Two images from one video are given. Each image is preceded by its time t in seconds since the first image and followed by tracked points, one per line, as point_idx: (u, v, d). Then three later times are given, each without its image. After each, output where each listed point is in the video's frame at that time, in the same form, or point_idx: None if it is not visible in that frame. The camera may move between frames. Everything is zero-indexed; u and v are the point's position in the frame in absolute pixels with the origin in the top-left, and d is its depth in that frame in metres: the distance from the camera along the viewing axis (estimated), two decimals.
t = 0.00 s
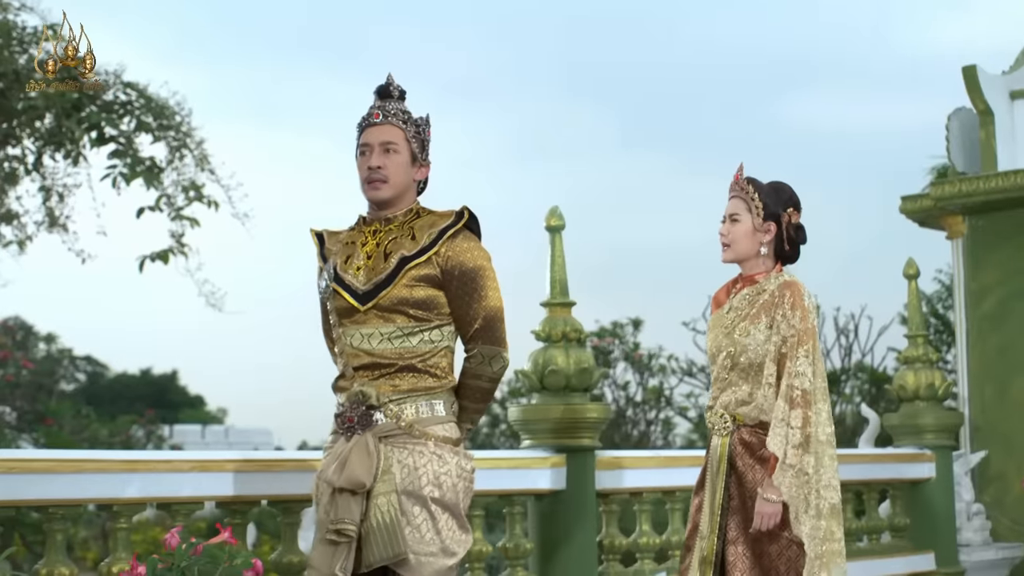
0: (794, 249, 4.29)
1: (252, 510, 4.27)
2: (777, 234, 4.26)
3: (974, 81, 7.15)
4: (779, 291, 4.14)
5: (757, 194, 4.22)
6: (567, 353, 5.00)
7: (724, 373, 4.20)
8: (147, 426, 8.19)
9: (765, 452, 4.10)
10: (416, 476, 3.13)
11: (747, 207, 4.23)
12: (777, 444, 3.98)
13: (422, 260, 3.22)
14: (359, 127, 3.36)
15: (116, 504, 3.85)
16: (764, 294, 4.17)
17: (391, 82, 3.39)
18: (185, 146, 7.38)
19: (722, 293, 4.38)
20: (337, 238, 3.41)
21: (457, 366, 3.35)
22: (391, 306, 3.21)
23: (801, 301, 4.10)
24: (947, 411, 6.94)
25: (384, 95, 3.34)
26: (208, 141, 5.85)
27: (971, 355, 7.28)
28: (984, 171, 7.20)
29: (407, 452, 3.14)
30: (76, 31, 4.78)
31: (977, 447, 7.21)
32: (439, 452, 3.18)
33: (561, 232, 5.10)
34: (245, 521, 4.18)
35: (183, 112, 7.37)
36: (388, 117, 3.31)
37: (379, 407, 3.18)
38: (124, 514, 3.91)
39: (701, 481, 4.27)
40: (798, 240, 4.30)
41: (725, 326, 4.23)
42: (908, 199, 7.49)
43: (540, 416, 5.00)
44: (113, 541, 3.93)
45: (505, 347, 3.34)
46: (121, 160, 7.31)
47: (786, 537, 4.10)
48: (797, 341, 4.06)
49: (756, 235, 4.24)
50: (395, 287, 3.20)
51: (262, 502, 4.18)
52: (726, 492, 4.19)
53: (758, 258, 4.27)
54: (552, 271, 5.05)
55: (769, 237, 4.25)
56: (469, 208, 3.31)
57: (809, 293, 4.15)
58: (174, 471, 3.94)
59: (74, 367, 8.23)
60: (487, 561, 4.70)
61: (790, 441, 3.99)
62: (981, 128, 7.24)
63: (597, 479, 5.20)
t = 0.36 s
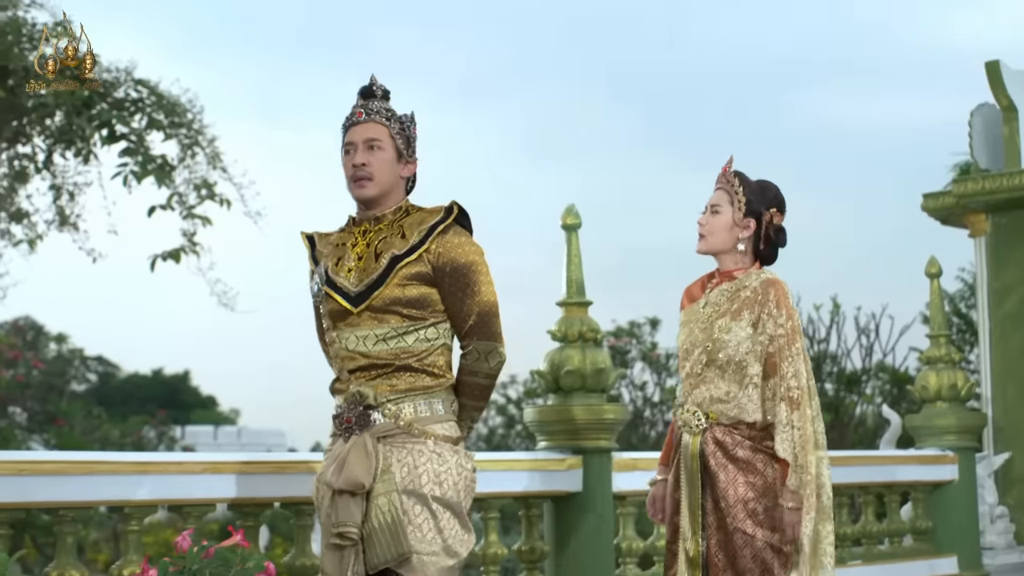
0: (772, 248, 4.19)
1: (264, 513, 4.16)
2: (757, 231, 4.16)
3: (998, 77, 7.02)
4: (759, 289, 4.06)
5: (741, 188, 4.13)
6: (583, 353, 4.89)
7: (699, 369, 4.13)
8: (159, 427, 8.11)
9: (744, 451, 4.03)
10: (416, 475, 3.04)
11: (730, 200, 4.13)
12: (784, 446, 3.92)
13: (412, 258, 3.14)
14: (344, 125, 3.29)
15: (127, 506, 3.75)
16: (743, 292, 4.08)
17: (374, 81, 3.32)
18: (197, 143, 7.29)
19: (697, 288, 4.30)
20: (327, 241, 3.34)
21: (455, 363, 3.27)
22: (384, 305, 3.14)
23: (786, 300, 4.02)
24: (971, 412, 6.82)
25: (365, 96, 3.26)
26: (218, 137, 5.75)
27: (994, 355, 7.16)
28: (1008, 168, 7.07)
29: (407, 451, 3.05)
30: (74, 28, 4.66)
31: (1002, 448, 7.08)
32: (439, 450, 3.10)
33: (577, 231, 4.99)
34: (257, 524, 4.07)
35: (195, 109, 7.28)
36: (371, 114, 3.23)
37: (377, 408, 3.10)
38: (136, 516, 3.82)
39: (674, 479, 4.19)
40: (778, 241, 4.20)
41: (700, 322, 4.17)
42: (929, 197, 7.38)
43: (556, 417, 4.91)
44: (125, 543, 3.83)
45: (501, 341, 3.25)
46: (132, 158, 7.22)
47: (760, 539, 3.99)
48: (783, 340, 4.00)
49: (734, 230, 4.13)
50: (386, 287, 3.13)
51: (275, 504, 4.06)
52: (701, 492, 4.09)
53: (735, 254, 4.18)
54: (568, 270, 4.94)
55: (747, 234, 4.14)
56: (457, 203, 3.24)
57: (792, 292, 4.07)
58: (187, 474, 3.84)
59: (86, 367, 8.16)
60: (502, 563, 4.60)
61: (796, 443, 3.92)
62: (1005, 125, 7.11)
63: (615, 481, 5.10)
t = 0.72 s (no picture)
0: (755, 247, 3.84)
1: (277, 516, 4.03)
2: (736, 234, 3.81)
3: None
4: (747, 294, 3.75)
5: (715, 192, 3.76)
6: (602, 355, 4.78)
7: (685, 376, 3.80)
8: (171, 428, 8.04)
9: (728, 459, 3.72)
10: (412, 482, 2.95)
11: (706, 205, 3.77)
12: (755, 456, 3.62)
13: (415, 257, 3.04)
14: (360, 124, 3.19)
15: (140, 509, 3.65)
16: (729, 297, 3.77)
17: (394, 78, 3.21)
18: (209, 142, 7.20)
19: (680, 292, 3.96)
20: (350, 241, 3.27)
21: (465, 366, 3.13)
22: (387, 305, 3.04)
23: (774, 307, 3.71)
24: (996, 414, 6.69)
25: (385, 93, 3.15)
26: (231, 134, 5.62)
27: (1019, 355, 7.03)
28: None
29: (404, 458, 2.97)
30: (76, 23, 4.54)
31: None
32: (438, 456, 2.99)
33: (595, 229, 4.89)
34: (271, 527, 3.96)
35: (208, 107, 7.18)
36: (384, 112, 3.13)
37: (377, 411, 3.02)
38: (149, 519, 3.71)
39: (657, 487, 3.84)
40: (762, 238, 3.85)
41: (687, 328, 3.83)
42: (953, 195, 7.25)
43: (573, 418, 4.81)
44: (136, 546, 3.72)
45: (511, 344, 3.08)
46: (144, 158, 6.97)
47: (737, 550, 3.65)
48: (770, 348, 3.69)
49: (715, 236, 3.78)
50: (390, 287, 3.04)
51: (288, 508, 3.95)
52: (685, 499, 3.75)
53: (717, 260, 3.83)
54: (585, 270, 4.83)
55: (728, 237, 3.80)
56: (467, 199, 3.12)
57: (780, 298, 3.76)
58: (200, 476, 3.73)
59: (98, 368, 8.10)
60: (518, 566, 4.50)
61: (772, 454, 3.62)
62: None
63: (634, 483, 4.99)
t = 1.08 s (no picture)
0: (760, 244, 3.76)
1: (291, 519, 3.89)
2: (742, 228, 3.72)
3: None
4: (745, 291, 3.63)
5: (722, 184, 3.68)
6: (619, 357, 4.71)
7: (684, 376, 3.69)
8: (185, 430, 8.00)
9: (730, 462, 3.60)
10: (436, 488, 2.81)
11: (713, 198, 3.68)
12: (765, 459, 3.49)
13: (443, 260, 2.90)
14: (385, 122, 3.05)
15: (153, 513, 3.57)
16: (729, 295, 3.66)
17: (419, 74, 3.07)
18: (223, 142, 7.15)
19: (681, 290, 3.86)
20: (373, 241, 3.12)
21: (488, 371, 3.00)
22: (411, 307, 2.90)
23: (773, 304, 3.60)
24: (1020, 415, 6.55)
25: (410, 90, 3.02)
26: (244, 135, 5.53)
27: None
28: None
29: (426, 463, 2.82)
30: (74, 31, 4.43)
31: None
32: (462, 461, 2.85)
33: (612, 231, 4.82)
34: (286, 531, 3.81)
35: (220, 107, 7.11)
36: (412, 110, 2.99)
37: (400, 415, 2.87)
38: (162, 522, 3.61)
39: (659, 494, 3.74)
40: (765, 234, 3.77)
41: (687, 326, 3.72)
42: (974, 195, 7.15)
43: (590, 421, 4.72)
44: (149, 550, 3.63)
45: (539, 349, 2.95)
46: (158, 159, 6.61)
47: (743, 555, 3.53)
48: (770, 346, 3.57)
49: (720, 229, 3.69)
50: (416, 288, 2.89)
51: (303, 511, 3.82)
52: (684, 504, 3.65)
53: (721, 254, 3.74)
54: (602, 272, 4.77)
55: (734, 232, 3.71)
56: (496, 201, 2.98)
57: (781, 294, 3.64)
58: (214, 480, 3.64)
59: (111, 369, 8.10)
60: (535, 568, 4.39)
61: (781, 455, 3.49)
62: None
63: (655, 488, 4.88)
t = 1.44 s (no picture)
0: (768, 239, 3.70)
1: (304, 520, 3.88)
2: (750, 224, 3.67)
3: None
4: (747, 282, 3.58)
5: (729, 180, 3.62)
6: (631, 358, 4.71)
7: (684, 367, 3.64)
8: (197, 430, 7.99)
9: (730, 459, 3.53)
10: (461, 491, 2.79)
11: (720, 194, 3.62)
12: (758, 447, 3.41)
13: (469, 263, 2.88)
14: (402, 120, 3.01)
15: (166, 514, 3.56)
16: (731, 286, 3.60)
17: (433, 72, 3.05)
18: (234, 143, 7.13)
19: (686, 286, 3.81)
20: (387, 241, 3.08)
21: (508, 374, 2.99)
22: (434, 309, 2.88)
23: (773, 293, 3.54)
24: None
25: (427, 88, 2.99)
26: (256, 136, 5.48)
27: None
28: None
29: (450, 465, 2.81)
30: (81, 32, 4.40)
31: None
32: (485, 463, 2.84)
33: (624, 231, 4.81)
34: (299, 531, 3.80)
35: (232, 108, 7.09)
36: (433, 109, 2.96)
37: (422, 416, 2.85)
38: (174, 523, 3.60)
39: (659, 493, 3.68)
40: (774, 228, 3.71)
41: (688, 318, 3.67)
42: (987, 194, 7.09)
43: (602, 422, 4.70)
44: (161, 550, 3.62)
45: (562, 354, 2.95)
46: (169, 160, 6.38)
47: (749, 553, 3.48)
48: (768, 335, 3.51)
49: (728, 226, 3.64)
50: (441, 291, 2.87)
51: (316, 511, 3.81)
52: (684, 504, 3.59)
53: (728, 249, 3.69)
54: (614, 272, 4.75)
55: (742, 228, 3.67)
56: (520, 205, 2.98)
57: (782, 285, 3.59)
58: (225, 481, 3.63)
59: (123, 370, 8.12)
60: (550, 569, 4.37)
61: (777, 447, 3.40)
62: None
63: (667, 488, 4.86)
